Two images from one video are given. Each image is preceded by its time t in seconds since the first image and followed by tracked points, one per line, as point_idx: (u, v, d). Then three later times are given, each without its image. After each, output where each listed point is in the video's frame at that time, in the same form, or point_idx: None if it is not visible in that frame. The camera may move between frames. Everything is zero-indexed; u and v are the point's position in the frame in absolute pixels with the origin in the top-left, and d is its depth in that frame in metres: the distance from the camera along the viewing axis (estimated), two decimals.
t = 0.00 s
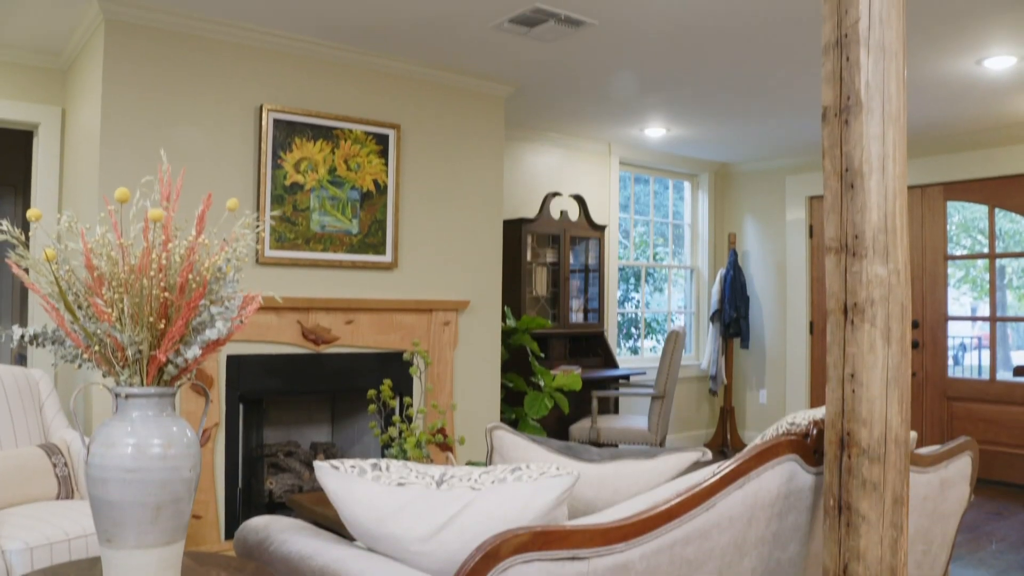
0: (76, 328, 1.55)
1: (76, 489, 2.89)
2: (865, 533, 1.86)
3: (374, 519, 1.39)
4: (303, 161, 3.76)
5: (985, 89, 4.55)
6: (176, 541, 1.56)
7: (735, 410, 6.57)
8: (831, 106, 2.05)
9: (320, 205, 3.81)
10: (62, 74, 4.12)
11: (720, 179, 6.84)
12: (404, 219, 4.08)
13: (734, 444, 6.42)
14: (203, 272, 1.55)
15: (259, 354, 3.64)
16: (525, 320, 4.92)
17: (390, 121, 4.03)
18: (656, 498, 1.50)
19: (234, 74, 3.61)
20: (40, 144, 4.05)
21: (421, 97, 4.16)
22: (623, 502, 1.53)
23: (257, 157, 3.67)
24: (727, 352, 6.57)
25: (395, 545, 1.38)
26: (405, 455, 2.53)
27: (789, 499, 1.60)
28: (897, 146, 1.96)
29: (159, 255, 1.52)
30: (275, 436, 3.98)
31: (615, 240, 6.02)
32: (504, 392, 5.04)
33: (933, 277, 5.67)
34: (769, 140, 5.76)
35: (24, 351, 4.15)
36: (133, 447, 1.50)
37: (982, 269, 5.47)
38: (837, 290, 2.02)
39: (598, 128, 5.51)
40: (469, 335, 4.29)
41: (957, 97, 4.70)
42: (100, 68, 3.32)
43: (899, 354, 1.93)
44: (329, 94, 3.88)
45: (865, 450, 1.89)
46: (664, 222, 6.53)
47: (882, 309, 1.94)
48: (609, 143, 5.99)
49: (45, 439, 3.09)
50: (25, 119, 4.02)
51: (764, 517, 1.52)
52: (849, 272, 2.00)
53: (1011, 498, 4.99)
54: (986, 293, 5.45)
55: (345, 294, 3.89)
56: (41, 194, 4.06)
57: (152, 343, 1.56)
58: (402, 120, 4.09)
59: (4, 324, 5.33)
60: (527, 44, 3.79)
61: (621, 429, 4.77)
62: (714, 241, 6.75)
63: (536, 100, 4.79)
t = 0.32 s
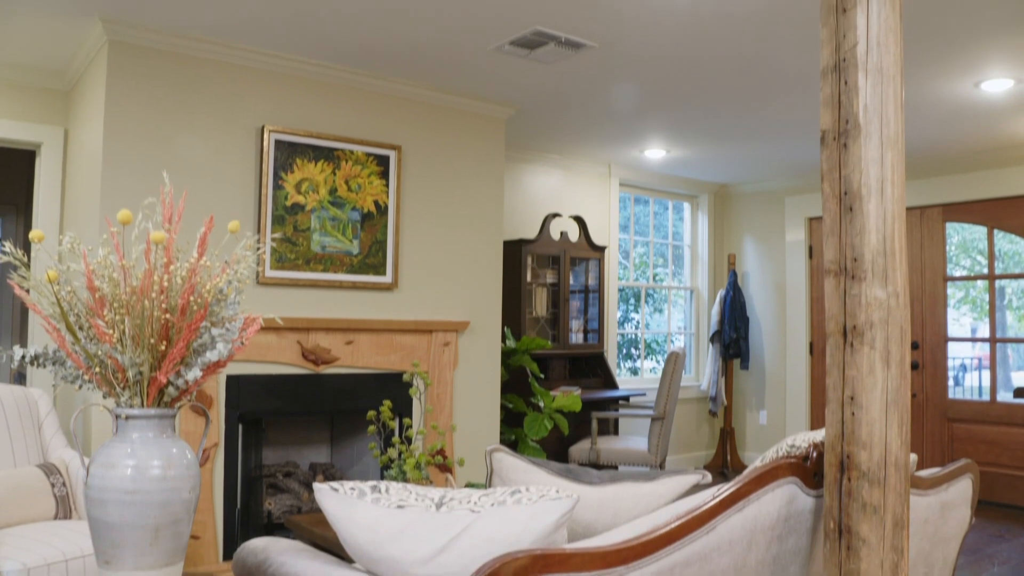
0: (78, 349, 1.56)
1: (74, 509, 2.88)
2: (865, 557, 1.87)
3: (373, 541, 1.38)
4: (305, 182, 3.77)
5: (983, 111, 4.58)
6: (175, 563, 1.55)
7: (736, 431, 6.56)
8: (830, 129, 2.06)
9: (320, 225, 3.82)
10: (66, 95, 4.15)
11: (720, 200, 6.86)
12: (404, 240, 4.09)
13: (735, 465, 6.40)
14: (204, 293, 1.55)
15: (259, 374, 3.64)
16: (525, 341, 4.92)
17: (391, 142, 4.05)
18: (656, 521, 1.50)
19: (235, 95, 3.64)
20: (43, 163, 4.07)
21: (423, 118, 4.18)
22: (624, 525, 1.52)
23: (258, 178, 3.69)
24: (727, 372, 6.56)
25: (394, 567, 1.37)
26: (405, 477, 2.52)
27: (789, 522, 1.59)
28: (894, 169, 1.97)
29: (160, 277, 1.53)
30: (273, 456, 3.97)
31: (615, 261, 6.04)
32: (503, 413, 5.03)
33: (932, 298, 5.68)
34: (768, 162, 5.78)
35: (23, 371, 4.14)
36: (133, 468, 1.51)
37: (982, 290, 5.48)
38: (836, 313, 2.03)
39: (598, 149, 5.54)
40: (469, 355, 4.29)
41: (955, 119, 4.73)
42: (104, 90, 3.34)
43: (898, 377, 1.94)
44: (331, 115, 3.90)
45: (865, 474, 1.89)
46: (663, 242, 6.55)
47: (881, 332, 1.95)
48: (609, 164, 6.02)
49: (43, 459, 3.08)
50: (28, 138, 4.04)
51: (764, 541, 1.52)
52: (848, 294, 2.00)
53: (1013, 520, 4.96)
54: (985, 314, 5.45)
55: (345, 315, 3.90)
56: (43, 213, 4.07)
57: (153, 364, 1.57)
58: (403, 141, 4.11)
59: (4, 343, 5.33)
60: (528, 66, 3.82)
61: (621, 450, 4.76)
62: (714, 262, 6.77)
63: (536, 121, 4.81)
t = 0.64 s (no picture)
0: (78, 371, 1.56)
1: (72, 530, 2.87)
2: None
3: (371, 566, 1.36)
4: (306, 204, 3.79)
5: (980, 134, 4.61)
6: None
7: (736, 453, 6.54)
8: (829, 154, 2.07)
9: (321, 247, 3.83)
10: (69, 116, 4.18)
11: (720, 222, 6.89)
12: (404, 262, 4.10)
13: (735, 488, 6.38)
14: (205, 316, 1.56)
15: (259, 395, 3.64)
16: (525, 363, 4.92)
17: (392, 164, 4.07)
18: (656, 545, 1.50)
19: (237, 117, 3.66)
20: (45, 182, 4.08)
21: (424, 141, 4.21)
22: (624, 550, 1.52)
23: (260, 199, 3.70)
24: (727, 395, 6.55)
25: None
26: (404, 500, 2.51)
27: (789, 547, 1.59)
28: (893, 194, 1.99)
29: (162, 300, 1.53)
30: (272, 478, 3.95)
31: (615, 282, 6.05)
32: (503, 435, 5.01)
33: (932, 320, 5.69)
34: (767, 185, 5.81)
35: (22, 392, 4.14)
36: (133, 491, 1.51)
37: (981, 312, 5.48)
38: (836, 337, 2.03)
39: (598, 172, 5.57)
40: (469, 377, 4.29)
41: (953, 142, 4.76)
42: (107, 112, 3.36)
43: (898, 402, 1.94)
44: (333, 137, 3.92)
45: (865, 498, 1.89)
46: (663, 264, 6.57)
47: (881, 356, 1.95)
48: (609, 187, 6.04)
49: (42, 480, 3.07)
50: (31, 158, 4.06)
51: (764, 566, 1.51)
52: (847, 318, 2.01)
53: (1015, 544, 4.94)
54: (985, 335, 5.45)
55: (345, 336, 3.90)
56: (44, 233, 4.09)
57: (154, 387, 1.57)
58: (404, 163, 4.13)
59: (4, 363, 5.33)
60: (528, 89, 3.85)
61: (621, 473, 4.74)
62: (714, 284, 6.78)
63: (537, 144, 4.84)
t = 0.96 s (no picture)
0: (78, 394, 1.56)
1: (69, 552, 2.85)
2: None
3: None
4: (306, 226, 3.80)
5: (979, 158, 4.63)
6: None
7: (736, 476, 6.51)
8: (827, 179, 2.08)
9: (321, 268, 3.84)
10: (72, 138, 4.20)
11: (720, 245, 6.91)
12: (405, 284, 4.11)
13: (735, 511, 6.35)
14: (206, 340, 1.56)
15: (258, 417, 3.63)
16: (525, 385, 4.91)
17: (393, 187, 4.09)
18: (656, 570, 1.49)
19: (239, 140, 3.68)
20: (47, 202, 4.10)
21: (425, 163, 4.23)
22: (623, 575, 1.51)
23: (261, 221, 3.72)
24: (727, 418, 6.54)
25: None
26: (402, 523, 2.50)
27: (789, 572, 1.58)
28: (891, 219, 2.00)
29: (163, 323, 1.54)
30: (270, 499, 3.94)
31: (615, 304, 6.06)
32: (503, 458, 5.00)
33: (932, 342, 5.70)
34: (766, 207, 5.84)
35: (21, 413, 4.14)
36: (131, 514, 1.50)
37: (981, 333, 5.48)
38: (835, 361, 2.03)
39: (598, 194, 5.59)
40: (469, 400, 4.28)
41: (951, 165, 4.78)
42: (109, 134, 3.38)
43: (898, 426, 1.93)
44: (334, 160, 3.94)
45: (865, 523, 1.88)
46: (663, 286, 6.59)
47: (880, 380, 1.95)
48: (609, 209, 6.07)
49: (40, 501, 3.06)
50: (34, 179, 4.08)
51: None
52: (847, 342, 2.01)
53: (1017, 568, 4.91)
54: (985, 357, 5.45)
55: (345, 358, 3.90)
56: (46, 253, 4.10)
57: (154, 410, 1.57)
58: (404, 186, 4.15)
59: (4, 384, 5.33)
60: (529, 113, 3.88)
61: (621, 496, 4.72)
62: (714, 306, 6.79)
63: (538, 167, 4.87)
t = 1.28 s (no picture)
0: (79, 417, 1.56)
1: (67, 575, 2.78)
2: None
3: None
4: (307, 249, 3.81)
5: (977, 182, 4.65)
6: None
7: (735, 500, 6.49)
8: (826, 205, 2.09)
9: (322, 291, 3.85)
10: (74, 159, 4.22)
11: (720, 268, 6.92)
12: (405, 306, 4.11)
13: (735, 535, 6.32)
14: (207, 364, 1.57)
15: (257, 440, 3.63)
16: (525, 408, 4.90)
17: (393, 210, 4.11)
18: None
19: (241, 164, 3.70)
20: (49, 224, 4.12)
21: (426, 187, 4.26)
22: None
23: (262, 243, 3.73)
24: (727, 442, 6.53)
25: None
26: (401, 547, 2.49)
27: None
28: (890, 244, 2.00)
29: (164, 348, 1.55)
30: (270, 522, 3.92)
31: (615, 327, 6.07)
32: (502, 481, 4.98)
33: (932, 365, 5.70)
34: (766, 231, 5.86)
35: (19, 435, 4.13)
36: (130, 539, 1.50)
37: (981, 356, 5.48)
38: (835, 387, 2.03)
39: (598, 218, 5.61)
40: (469, 423, 4.28)
41: (950, 189, 4.80)
42: (112, 156, 3.40)
43: (897, 451, 1.93)
44: (335, 183, 3.96)
45: (866, 548, 1.89)
46: (663, 309, 6.60)
47: (879, 406, 1.95)
48: (609, 233, 6.09)
49: (37, 523, 3.05)
50: (36, 201, 4.10)
51: None
52: (846, 368, 2.01)
53: None
54: (986, 380, 5.44)
55: (345, 381, 3.90)
56: (47, 275, 4.11)
57: (154, 434, 1.57)
58: (405, 209, 4.17)
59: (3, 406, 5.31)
60: (529, 137, 3.90)
61: (621, 520, 4.70)
62: (714, 329, 6.80)
63: (538, 190, 4.89)
